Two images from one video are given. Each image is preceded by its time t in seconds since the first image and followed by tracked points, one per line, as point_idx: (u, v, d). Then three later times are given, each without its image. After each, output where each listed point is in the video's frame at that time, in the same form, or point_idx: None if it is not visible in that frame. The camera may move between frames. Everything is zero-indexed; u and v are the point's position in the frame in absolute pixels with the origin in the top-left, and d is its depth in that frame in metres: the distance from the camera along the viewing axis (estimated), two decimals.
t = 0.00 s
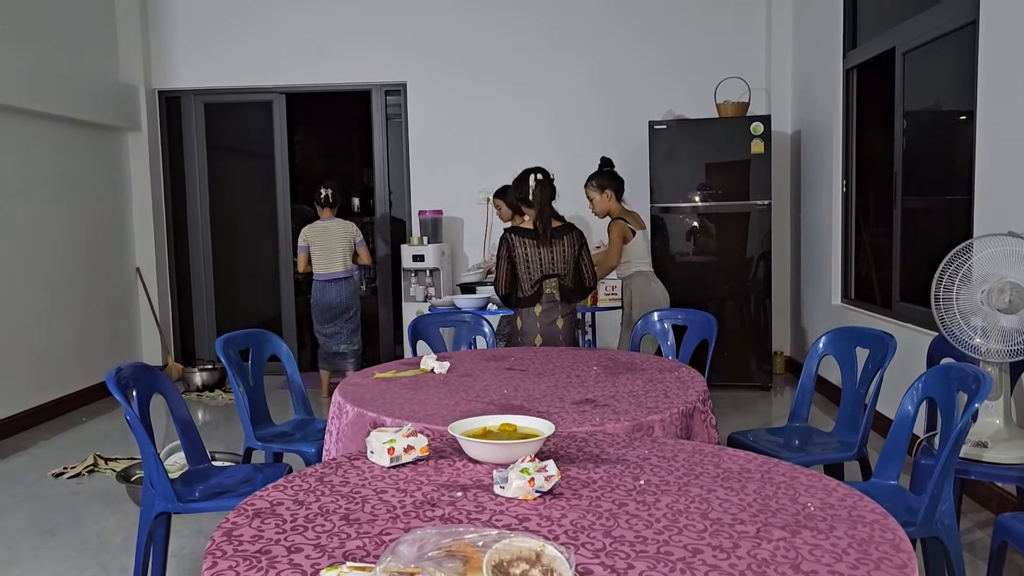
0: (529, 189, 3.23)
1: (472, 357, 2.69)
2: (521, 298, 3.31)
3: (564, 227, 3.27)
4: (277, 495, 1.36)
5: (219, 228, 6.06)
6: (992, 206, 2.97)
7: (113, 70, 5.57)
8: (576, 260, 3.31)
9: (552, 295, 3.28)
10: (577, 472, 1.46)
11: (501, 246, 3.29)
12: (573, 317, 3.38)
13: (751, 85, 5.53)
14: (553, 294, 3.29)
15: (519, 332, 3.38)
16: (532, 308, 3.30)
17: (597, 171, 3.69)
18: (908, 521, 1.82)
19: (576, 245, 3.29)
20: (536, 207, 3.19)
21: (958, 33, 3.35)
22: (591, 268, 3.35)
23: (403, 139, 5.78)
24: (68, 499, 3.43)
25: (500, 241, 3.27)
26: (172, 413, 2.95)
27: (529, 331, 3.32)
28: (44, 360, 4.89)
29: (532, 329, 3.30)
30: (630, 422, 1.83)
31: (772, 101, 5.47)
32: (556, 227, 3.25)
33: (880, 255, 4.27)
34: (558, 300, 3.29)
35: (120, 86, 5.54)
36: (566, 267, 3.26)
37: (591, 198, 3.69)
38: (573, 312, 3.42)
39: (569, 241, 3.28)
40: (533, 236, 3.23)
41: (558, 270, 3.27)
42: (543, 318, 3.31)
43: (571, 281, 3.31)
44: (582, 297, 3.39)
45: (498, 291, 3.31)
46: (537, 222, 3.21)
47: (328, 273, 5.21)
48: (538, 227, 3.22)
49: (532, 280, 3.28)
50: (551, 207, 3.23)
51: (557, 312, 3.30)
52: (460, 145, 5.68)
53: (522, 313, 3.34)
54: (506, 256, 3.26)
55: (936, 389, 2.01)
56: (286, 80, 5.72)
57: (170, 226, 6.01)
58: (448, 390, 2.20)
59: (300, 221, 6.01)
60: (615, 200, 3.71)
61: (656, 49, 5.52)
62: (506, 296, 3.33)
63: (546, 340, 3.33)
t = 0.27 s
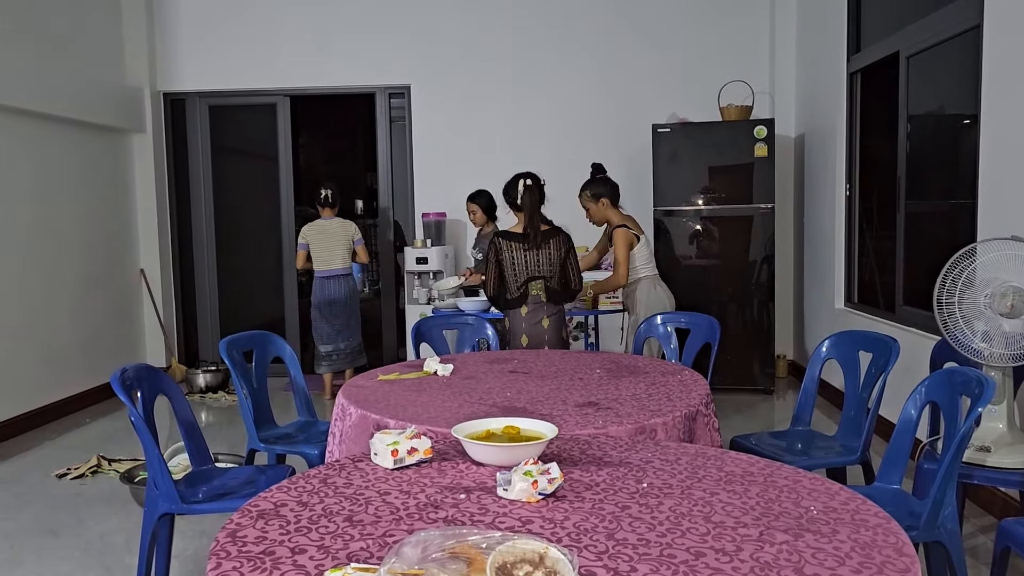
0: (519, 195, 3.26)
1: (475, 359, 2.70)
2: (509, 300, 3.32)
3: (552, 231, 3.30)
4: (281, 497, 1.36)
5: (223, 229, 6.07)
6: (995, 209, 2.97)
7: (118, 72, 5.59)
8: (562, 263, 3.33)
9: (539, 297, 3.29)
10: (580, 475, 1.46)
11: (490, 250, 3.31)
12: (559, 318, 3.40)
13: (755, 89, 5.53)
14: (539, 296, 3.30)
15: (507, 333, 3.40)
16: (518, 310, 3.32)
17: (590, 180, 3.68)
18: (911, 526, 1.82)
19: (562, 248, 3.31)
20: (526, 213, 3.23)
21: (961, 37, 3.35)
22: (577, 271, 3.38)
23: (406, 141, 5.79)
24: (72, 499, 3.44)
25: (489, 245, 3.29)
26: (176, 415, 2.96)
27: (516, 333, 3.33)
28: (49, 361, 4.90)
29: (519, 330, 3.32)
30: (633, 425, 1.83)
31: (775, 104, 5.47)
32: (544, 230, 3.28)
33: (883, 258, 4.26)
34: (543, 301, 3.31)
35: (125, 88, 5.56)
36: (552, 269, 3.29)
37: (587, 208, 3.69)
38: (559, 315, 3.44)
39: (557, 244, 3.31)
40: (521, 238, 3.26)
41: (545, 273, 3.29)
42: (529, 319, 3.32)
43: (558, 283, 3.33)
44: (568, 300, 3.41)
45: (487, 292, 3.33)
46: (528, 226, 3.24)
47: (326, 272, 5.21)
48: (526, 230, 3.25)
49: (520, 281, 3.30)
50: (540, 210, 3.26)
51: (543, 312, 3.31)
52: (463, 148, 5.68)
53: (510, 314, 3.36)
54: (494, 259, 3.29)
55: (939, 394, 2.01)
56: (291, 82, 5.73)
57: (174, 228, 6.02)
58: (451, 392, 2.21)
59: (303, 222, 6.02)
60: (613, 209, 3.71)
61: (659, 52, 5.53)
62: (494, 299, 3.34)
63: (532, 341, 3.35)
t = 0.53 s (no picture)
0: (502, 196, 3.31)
1: (477, 361, 2.70)
2: (489, 299, 3.39)
3: (533, 232, 3.30)
4: (284, 498, 1.37)
5: (226, 231, 6.09)
6: (997, 212, 2.97)
7: (121, 74, 5.61)
8: (543, 264, 3.34)
9: (517, 298, 3.33)
10: (581, 477, 1.47)
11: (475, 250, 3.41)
12: (539, 320, 3.40)
13: (758, 91, 5.53)
14: (518, 297, 3.34)
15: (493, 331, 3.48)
16: (497, 308, 3.38)
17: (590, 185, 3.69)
18: (912, 528, 1.82)
19: (542, 249, 3.31)
20: (501, 213, 3.27)
21: (964, 40, 3.35)
22: (559, 272, 3.39)
23: (409, 142, 5.80)
24: (74, 500, 3.45)
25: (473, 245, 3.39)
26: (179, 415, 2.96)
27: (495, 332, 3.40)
28: (52, 361, 4.91)
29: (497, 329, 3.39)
30: (634, 427, 1.84)
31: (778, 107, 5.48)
32: (523, 231, 3.30)
33: (886, 260, 4.26)
34: (521, 302, 3.33)
35: (129, 90, 5.58)
36: (530, 270, 3.31)
37: (587, 212, 3.70)
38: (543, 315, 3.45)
39: (536, 245, 3.31)
40: (500, 239, 3.30)
41: (524, 274, 3.32)
42: (507, 319, 3.38)
43: (537, 285, 3.34)
44: (553, 301, 3.41)
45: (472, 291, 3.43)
46: (503, 227, 3.29)
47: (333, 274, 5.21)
48: (504, 232, 3.29)
49: (499, 282, 3.36)
50: (519, 212, 3.28)
51: (520, 313, 3.34)
52: (466, 150, 5.69)
53: (494, 313, 3.43)
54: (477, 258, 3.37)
55: (941, 396, 2.01)
56: (294, 84, 5.75)
57: (178, 229, 6.04)
58: (453, 394, 2.21)
59: (306, 224, 6.03)
60: (614, 213, 3.71)
61: (661, 54, 5.53)
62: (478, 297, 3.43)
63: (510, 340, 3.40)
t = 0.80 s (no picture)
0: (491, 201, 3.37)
1: (478, 363, 2.70)
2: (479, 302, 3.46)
3: (521, 237, 3.35)
4: (285, 500, 1.37)
5: (227, 232, 6.09)
6: (998, 215, 2.97)
7: (123, 75, 5.62)
8: (532, 268, 3.39)
9: (506, 300, 3.40)
10: (582, 480, 1.47)
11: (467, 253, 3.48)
12: (529, 322, 3.46)
13: (759, 94, 5.54)
14: (507, 300, 3.41)
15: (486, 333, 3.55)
16: (487, 311, 3.45)
17: (589, 187, 3.73)
18: (913, 532, 1.81)
19: (531, 253, 3.36)
20: (489, 218, 3.34)
21: (965, 43, 3.35)
22: (549, 277, 3.43)
23: (410, 144, 5.80)
24: (75, 501, 3.45)
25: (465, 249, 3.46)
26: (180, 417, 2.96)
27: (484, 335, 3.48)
28: (53, 362, 4.92)
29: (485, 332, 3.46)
30: (635, 430, 1.84)
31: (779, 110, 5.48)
32: (510, 236, 3.35)
33: (887, 263, 4.26)
34: (510, 305, 3.41)
35: (131, 91, 5.58)
36: (518, 274, 3.36)
37: (586, 215, 3.72)
38: (535, 318, 3.50)
39: (525, 250, 3.36)
40: (490, 243, 3.37)
41: (513, 278, 3.38)
42: (496, 322, 3.45)
43: (526, 288, 3.40)
44: (542, 304, 3.47)
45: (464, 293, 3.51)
46: (491, 232, 3.35)
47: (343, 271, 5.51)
48: (492, 236, 3.35)
49: (489, 285, 3.43)
50: (509, 216, 3.34)
51: (508, 316, 3.42)
52: (467, 152, 5.70)
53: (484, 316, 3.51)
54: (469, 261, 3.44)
55: (941, 400, 2.00)
56: (296, 86, 5.76)
57: (179, 231, 6.04)
58: (454, 396, 2.21)
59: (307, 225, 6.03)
60: (612, 215, 3.71)
61: (662, 56, 5.54)
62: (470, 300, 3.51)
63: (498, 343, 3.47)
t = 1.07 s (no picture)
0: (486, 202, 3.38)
1: (479, 365, 2.70)
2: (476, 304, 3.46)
3: (516, 238, 3.36)
4: (285, 502, 1.37)
5: (228, 234, 6.09)
6: (1000, 218, 2.96)
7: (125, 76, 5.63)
8: (527, 268, 3.40)
9: (502, 302, 3.41)
10: (583, 483, 1.46)
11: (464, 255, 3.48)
12: (525, 323, 3.46)
13: (761, 96, 5.54)
14: (503, 301, 3.41)
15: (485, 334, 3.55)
16: (485, 313, 3.45)
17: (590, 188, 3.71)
18: (914, 536, 1.81)
19: (526, 254, 3.37)
20: (483, 219, 3.34)
21: (967, 45, 3.35)
22: (545, 278, 3.44)
23: (411, 145, 5.81)
24: (75, 503, 3.45)
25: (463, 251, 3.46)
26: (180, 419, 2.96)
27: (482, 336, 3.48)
28: (54, 363, 4.92)
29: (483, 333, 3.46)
30: (636, 432, 1.84)
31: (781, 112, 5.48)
32: (505, 237, 3.36)
33: (889, 265, 4.25)
34: (507, 306, 3.41)
35: (133, 92, 5.59)
36: (514, 274, 3.37)
37: (587, 217, 3.72)
38: (533, 319, 3.50)
39: (520, 250, 3.37)
40: (485, 244, 3.38)
41: (508, 279, 3.38)
42: (493, 323, 3.45)
43: (522, 289, 3.40)
44: (538, 305, 3.47)
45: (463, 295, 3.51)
46: (486, 232, 3.36)
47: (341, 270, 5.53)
48: (487, 237, 3.36)
49: (486, 286, 3.43)
50: (503, 217, 3.35)
51: (505, 317, 3.42)
52: (468, 154, 5.70)
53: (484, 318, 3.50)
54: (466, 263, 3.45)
55: (943, 403, 2.00)
56: (297, 87, 5.76)
57: (180, 232, 6.04)
58: (455, 398, 2.21)
59: (308, 227, 6.02)
60: (613, 217, 3.70)
61: (663, 59, 5.54)
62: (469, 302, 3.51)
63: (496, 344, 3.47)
